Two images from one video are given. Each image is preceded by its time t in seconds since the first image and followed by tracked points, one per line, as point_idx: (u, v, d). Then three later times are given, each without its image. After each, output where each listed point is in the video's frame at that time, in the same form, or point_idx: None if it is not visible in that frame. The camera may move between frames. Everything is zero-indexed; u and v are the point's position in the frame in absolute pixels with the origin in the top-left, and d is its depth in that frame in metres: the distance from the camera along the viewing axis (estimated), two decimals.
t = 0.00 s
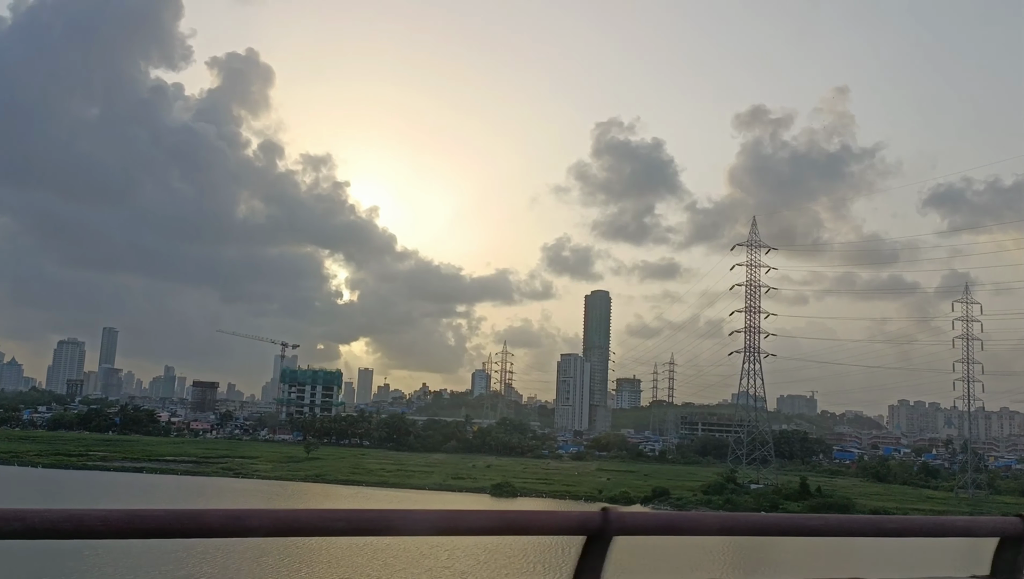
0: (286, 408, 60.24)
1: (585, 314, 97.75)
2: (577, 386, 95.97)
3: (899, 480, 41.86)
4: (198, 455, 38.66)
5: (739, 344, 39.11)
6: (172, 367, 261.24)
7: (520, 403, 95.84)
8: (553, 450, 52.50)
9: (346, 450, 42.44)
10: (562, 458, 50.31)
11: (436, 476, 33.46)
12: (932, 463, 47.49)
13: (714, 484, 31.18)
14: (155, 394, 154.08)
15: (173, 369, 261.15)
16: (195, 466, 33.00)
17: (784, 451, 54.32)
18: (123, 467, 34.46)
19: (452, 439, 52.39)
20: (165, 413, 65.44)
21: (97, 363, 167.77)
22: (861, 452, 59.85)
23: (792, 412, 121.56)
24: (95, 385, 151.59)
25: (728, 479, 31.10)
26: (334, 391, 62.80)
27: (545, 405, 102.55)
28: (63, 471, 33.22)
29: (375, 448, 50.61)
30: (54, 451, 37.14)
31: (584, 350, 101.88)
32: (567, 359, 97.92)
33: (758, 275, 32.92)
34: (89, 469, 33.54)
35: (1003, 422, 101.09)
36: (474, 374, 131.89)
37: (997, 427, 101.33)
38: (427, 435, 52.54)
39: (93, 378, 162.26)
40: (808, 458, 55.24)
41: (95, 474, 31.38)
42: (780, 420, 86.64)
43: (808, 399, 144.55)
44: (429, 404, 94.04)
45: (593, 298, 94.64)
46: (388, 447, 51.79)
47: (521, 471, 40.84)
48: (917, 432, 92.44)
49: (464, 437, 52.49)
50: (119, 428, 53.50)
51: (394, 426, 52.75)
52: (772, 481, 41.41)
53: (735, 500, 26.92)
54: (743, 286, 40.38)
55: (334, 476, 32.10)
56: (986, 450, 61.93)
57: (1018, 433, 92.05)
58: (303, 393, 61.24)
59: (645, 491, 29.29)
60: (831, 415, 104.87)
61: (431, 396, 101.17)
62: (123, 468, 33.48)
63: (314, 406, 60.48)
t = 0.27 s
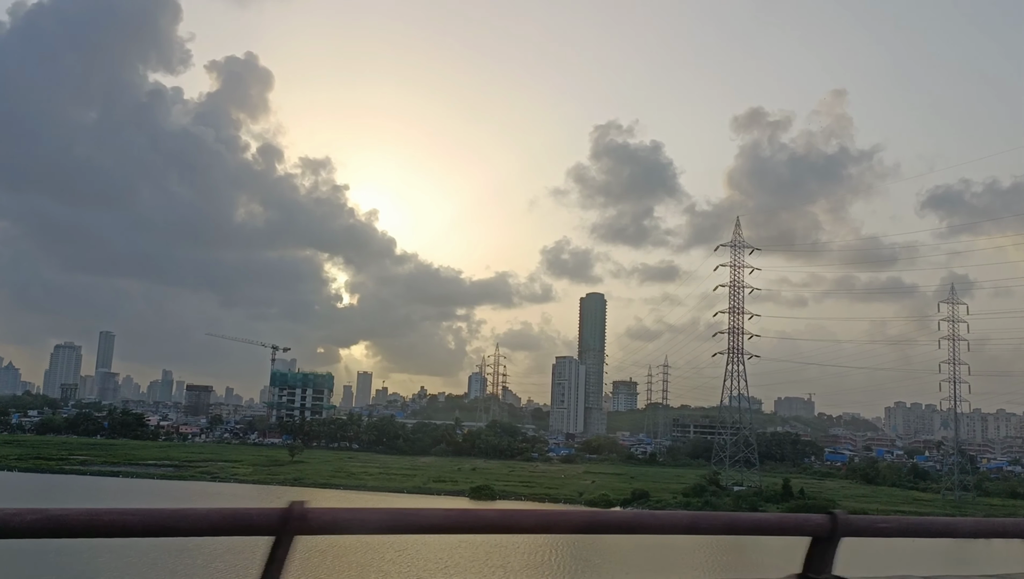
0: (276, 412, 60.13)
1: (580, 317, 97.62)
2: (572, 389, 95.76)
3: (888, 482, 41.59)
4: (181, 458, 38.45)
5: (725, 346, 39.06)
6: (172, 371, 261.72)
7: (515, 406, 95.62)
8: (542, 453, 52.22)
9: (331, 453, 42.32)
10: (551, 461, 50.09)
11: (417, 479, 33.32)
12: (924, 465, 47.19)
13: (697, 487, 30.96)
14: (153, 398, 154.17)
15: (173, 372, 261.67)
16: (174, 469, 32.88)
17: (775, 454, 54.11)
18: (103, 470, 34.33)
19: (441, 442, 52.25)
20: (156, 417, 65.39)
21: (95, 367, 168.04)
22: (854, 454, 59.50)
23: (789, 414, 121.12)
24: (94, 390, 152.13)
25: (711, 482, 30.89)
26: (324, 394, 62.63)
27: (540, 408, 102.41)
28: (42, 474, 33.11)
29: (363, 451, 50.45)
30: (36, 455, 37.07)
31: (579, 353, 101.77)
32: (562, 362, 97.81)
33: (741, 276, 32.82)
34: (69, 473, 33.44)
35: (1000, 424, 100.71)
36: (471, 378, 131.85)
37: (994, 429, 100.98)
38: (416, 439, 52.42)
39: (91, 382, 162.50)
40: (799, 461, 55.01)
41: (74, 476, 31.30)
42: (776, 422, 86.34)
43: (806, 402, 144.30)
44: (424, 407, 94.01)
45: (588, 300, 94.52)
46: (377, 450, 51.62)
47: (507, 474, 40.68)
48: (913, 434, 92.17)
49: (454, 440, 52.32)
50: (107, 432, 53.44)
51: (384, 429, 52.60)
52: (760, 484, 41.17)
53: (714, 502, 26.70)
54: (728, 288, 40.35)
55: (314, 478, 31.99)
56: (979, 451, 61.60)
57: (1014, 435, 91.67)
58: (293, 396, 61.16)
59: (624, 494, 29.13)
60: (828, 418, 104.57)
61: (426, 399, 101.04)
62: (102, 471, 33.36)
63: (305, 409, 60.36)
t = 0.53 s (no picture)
0: (264, 415, 59.64)
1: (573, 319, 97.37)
2: (565, 391, 95.40)
3: (876, 484, 41.25)
4: (161, 462, 37.90)
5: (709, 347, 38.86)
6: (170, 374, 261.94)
7: (508, 409, 95.27)
8: (531, 456, 51.73)
9: (314, 457, 41.88)
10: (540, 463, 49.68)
11: (398, 483, 32.83)
12: (913, 467, 46.87)
13: (678, 489, 30.60)
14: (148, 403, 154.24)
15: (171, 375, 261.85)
16: (151, 473, 32.37)
17: (765, 456, 53.84)
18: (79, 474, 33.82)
19: (429, 445, 51.79)
20: (144, 421, 64.85)
21: (91, 372, 168.29)
22: (845, 456, 59.20)
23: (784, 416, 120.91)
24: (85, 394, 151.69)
25: (692, 484, 30.53)
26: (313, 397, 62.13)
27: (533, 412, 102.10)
28: (16, 478, 32.59)
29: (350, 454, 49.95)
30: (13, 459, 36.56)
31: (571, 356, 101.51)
32: (554, 365, 97.56)
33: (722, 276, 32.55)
34: (43, 477, 32.92)
35: (992, 426, 100.72)
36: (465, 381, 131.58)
37: (987, 430, 100.97)
38: (404, 442, 52.00)
39: (86, 387, 162.63)
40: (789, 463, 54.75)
41: (49, 480, 30.79)
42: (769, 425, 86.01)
43: (801, 404, 144.28)
44: (416, 411, 93.58)
45: (581, 303, 94.24)
46: (364, 453, 51.14)
47: (491, 477, 40.28)
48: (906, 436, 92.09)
49: (442, 443, 51.91)
50: (93, 436, 52.93)
51: (371, 432, 52.11)
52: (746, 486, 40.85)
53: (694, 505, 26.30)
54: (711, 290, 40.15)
55: (290, 482, 31.50)
56: (970, 452, 61.55)
57: (1007, 436, 91.70)
58: (281, 399, 60.70)
59: (604, 497, 28.74)
60: (821, 420, 104.46)
61: (419, 402, 100.67)
62: (77, 475, 32.86)
63: (293, 413, 59.86)
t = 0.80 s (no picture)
0: (253, 418, 59.40)
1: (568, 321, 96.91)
2: (560, 393, 95.08)
3: (864, 485, 41.08)
4: (142, 467, 37.66)
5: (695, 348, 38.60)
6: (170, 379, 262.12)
7: (503, 412, 94.87)
8: (520, 459, 51.31)
9: (298, 461, 41.65)
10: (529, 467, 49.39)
11: (377, 487, 32.54)
12: (903, 469, 46.69)
13: (659, 491, 30.48)
14: (144, 406, 153.74)
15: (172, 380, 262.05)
16: (128, 478, 32.22)
17: (757, 458, 53.60)
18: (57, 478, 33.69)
19: (418, 448, 51.59)
20: (133, 425, 64.58)
21: (88, 374, 168.55)
22: (838, 458, 58.89)
23: (782, 419, 120.35)
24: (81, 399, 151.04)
25: (674, 487, 30.46)
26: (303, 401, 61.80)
27: (528, 415, 101.60)
28: None
29: (338, 458, 49.75)
30: None
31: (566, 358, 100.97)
32: (549, 367, 97.02)
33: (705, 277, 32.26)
34: (21, 482, 32.76)
35: (991, 427, 100.01)
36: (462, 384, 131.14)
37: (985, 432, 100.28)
38: (392, 445, 51.70)
39: (84, 391, 162.78)
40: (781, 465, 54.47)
41: (26, 486, 30.66)
42: (764, 427, 85.65)
43: (799, 406, 143.50)
44: (410, 414, 93.10)
45: (576, 304, 93.88)
46: (352, 456, 50.94)
47: (476, 481, 39.99)
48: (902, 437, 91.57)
49: (431, 447, 51.60)
50: (80, 440, 52.76)
51: (359, 436, 51.89)
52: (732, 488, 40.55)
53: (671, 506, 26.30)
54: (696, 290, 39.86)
55: (267, 487, 31.34)
56: (964, 454, 61.22)
57: (1004, 438, 91.05)
58: (271, 403, 60.47)
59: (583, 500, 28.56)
60: (818, 422, 103.83)
61: (413, 405, 100.25)
62: (54, 480, 32.72)
63: (283, 417, 59.59)
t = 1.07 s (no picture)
0: (242, 420, 59.10)
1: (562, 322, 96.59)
2: (553, 394, 94.84)
3: (851, 485, 40.88)
4: (123, 469, 37.38)
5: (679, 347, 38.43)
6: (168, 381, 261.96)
7: (496, 413, 94.60)
8: (509, 460, 50.98)
9: (282, 462, 41.35)
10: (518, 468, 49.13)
11: (357, 489, 32.23)
12: (892, 468, 46.50)
13: (641, 492, 30.21)
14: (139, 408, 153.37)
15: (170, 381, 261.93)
16: (106, 480, 31.92)
17: (747, 458, 53.38)
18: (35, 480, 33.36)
19: (406, 449, 51.34)
20: (122, 427, 64.23)
21: (83, 376, 168.32)
22: (829, 457, 58.70)
23: (777, 419, 120.04)
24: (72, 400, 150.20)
25: (655, 487, 30.23)
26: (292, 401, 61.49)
27: (522, 416, 101.23)
28: None
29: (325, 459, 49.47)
30: None
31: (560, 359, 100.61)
32: (542, 368, 96.67)
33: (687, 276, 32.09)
34: None
35: (985, 427, 99.72)
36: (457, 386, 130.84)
37: (980, 432, 99.95)
38: (380, 446, 51.41)
39: (79, 392, 162.88)
40: (772, 465, 54.24)
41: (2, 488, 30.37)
42: (758, 428, 85.47)
43: (795, 407, 143.08)
44: (403, 415, 92.73)
45: (570, 305, 93.61)
46: (340, 457, 50.67)
47: (461, 482, 39.71)
48: (896, 437, 91.24)
49: (420, 448, 51.32)
50: (67, 442, 52.44)
51: (347, 437, 51.62)
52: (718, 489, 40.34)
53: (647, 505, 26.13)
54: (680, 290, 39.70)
55: (245, 489, 31.04)
56: (956, 454, 60.96)
57: (999, 438, 90.70)
58: (260, 404, 60.16)
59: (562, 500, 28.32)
60: (813, 422, 103.43)
61: (407, 406, 99.92)
62: (31, 481, 32.39)
63: (272, 418, 59.26)
